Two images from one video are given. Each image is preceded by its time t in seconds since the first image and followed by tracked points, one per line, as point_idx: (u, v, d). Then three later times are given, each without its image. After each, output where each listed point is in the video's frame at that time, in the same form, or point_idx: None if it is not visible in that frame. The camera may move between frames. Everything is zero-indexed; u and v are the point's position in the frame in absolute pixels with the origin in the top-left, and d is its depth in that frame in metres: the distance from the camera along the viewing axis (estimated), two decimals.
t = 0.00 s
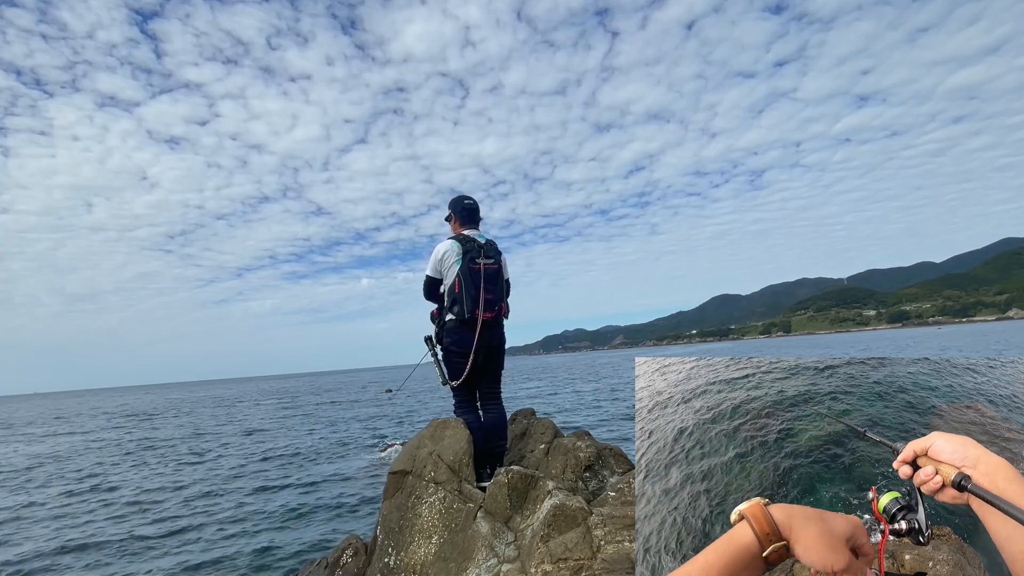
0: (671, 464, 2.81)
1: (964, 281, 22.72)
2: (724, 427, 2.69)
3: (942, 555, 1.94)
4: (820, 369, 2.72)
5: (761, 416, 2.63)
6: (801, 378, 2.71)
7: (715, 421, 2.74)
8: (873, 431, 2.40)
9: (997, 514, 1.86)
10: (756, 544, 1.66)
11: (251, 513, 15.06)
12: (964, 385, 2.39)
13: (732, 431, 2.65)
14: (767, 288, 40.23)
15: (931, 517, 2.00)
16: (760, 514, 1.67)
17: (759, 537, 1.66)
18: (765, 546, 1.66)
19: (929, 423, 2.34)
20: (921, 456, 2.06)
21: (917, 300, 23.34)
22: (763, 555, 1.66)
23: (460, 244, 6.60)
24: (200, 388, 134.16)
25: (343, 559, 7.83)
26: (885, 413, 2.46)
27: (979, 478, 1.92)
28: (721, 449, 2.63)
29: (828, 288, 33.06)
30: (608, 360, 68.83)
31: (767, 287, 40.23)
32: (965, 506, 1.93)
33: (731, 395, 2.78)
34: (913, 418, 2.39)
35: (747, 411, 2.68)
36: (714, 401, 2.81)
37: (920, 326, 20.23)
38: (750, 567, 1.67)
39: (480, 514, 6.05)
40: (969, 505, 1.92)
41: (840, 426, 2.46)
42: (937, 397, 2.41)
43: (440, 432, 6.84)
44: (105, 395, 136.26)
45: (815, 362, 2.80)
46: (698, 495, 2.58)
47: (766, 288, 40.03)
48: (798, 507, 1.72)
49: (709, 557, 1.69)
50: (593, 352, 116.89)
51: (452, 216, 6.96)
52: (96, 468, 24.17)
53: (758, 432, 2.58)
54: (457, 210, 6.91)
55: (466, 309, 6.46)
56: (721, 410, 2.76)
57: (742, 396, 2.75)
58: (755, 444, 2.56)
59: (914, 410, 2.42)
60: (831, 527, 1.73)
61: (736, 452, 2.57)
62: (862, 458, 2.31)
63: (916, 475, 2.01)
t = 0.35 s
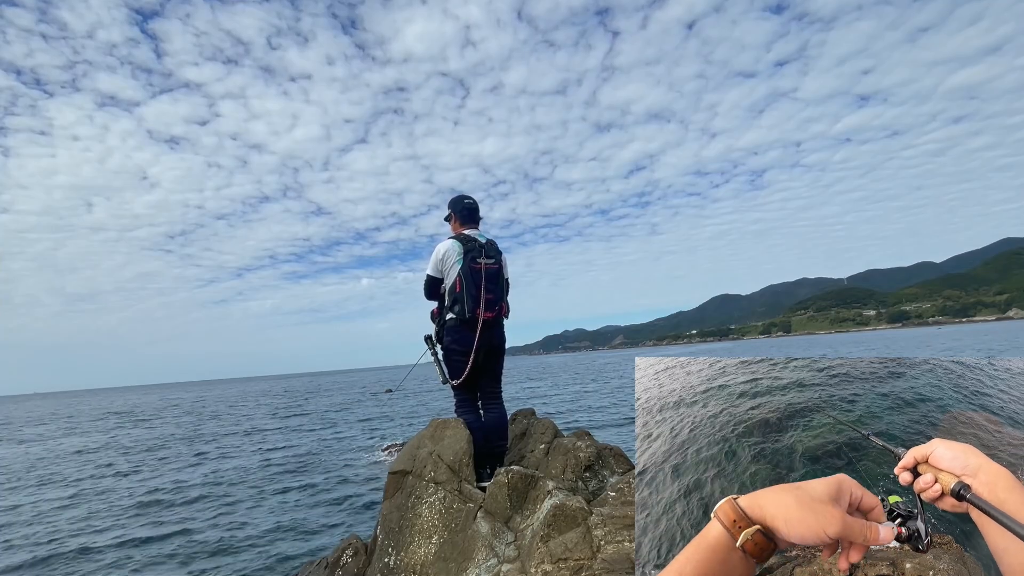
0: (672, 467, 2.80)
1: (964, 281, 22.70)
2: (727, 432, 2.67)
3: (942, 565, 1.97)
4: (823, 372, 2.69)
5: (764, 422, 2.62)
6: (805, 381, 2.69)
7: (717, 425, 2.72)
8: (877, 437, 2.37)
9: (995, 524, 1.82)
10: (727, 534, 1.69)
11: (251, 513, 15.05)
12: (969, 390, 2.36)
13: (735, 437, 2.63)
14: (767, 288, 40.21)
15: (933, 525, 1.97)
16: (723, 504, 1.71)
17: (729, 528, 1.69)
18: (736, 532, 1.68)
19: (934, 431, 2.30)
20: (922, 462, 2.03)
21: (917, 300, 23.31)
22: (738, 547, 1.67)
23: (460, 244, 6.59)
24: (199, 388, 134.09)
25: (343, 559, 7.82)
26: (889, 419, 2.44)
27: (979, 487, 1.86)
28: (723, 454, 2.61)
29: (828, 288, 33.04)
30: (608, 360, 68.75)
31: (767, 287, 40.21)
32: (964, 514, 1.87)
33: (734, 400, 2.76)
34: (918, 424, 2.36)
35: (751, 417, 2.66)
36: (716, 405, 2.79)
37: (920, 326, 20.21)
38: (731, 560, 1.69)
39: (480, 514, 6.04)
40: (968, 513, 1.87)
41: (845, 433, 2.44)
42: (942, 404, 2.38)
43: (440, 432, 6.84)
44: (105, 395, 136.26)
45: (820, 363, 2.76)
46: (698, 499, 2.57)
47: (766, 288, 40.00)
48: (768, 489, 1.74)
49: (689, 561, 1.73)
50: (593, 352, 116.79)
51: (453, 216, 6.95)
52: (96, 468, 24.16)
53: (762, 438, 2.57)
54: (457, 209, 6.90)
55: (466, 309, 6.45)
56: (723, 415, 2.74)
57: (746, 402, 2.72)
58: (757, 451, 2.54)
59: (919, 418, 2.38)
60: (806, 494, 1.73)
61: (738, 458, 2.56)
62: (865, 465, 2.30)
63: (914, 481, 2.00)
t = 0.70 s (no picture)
0: (675, 469, 2.80)
1: (964, 281, 22.69)
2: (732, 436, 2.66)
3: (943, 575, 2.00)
4: (830, 376, 2.67)
5: (770, 426, 2.60)
6: (811, 386, 2.67)
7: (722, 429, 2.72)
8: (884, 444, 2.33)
9: (1003, 534, 1.78)
10: (738, 541, 1.67)
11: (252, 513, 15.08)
12: (979, 397, 2.32)
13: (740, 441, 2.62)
14: (767, 288, 40.22)
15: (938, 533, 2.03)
16: (734, 513, 1.70)
17: (739, 533, 1.68)
18: (747, 538, 1.66)
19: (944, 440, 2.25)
20: (932, 470, 2.00)
21: (917, 300, 23.32)
22: (748, 553, 1.66)
23: (459, 244, 6.59)
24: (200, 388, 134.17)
25: (343, 559, 7.84)
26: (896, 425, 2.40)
27: (987, 495, 1.82)
28: (728, 458, 2.61)
29: (828, 288, 33.03)
30: (608, 360, 68.74)
31: (767, 287, 40.23)
32: (973, 521, 1.84)
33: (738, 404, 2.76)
34: (927, 433, 2.32)
35: (756, 421, 2.65)
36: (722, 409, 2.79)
37: (920, 326, 20.22)
38: (742, 565, 1.67)
39: (480, 514, 6.05)
40: (976, 520, 1.84)
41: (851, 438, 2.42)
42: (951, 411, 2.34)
43: (440, 432, 6.85)
44: (105, 395, 136.45)
45: (827, 367, 2.74)
46: (701, 501, 2.58)
47: (766, 288, 39.99)
48: (773, 491, 1.75)
49: (698, 566, 1.70)
50: (593, 352, 116.73)
51: (451, 214, 6.94)
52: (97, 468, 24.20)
53: (767, 443, 2.56)
54: (456, 208, 6.90)
55: (466, 309, 6.47)
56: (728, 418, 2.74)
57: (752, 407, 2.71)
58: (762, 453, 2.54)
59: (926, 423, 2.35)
60: (807, 487, 1.76)
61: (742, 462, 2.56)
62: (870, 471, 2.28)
63: (923, 488, 1.99)
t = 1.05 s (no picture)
0: (676, 471, 2.79)
1: (964, 281, 22.70)
2: (735, 441, 2.64)
3: None
4: (833, 381, 2.66)
5: (772, 432, 2.58)
6: (815, 390, 2.65)
7: (726, 434, 2.69)
8: (888, 453, 2.30)
9: (1008, 544, 1.77)
10: (760, 552, 1.63)
11: (252, 513, 15.06)
12: (982, 407, 2.30)
13: (743, 446, 2.60)
14: (767, 288, 40.22)
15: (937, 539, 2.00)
16: (755, 522, 1.67)
17: (760, 543, 1.64)
18: (769, 548, 1.63)
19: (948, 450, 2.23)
20: (935, 481, 1.98)
21: (917, 300, 23.32)
22: (770, 563, 1.62)
23: (456, 244, 6.56)
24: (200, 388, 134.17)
25: (343, 559, 7.83)
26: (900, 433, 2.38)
27: (990, 507, 1.80)
28: (730, 463, 2.59)
29: (828, 288, 33.03)
30: (608, 360, 68.75)
31: (767, 287, 40.23)
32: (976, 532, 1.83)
33: (741, 407, 2.73)
34: (930, 446, 2.28)
35: (760, 426, 2.63)
36: (723, 412, 2.76)
37: (920, 326, 20.22)
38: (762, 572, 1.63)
39: (480, 514, 6.04)
40: (978, 532, 1.83)
41: (856, 445, 2.40)
42: (954, 418, 2.32)
43: (440, 432, 6.85)
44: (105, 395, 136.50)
45: (831, 371, 2.72)
46: (703, 507, 2.57)
47: (766, 288, 39.99)
48: (789, 500, 1.73)
49: (717, 571, 1.65)
50: (593, 352, 116.67)
51: (444, 213, 6.89)
52: (97, 468, 24.18)
53: (769, 449, 2.54)
54: (449, 207, 6.85)
55: (467, 309, 6.46)
56: (731, 422, 2.71)
57: (754, 411, 2.69)
58: (766, 460, 2.52)
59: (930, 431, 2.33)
60: (819, 493, 1.75)
61: (746, 468, 2.53)
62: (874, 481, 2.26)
63: (926, 499, 1.96)
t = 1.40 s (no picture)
0: (678, 466, 2.80)
1: (964, 281, 22.71)
2: (736, 439, 2.64)
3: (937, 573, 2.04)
4: (842, 379, 2.63)
5: (775, 430, 2.58)
6: (821, 390, 2.62)
7: (725, 431, 2.69)
8: (902, 451, 2.27)
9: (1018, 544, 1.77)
10: (786, 555, 1.64)
11: (251, 513, 15.08)
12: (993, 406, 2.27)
13: (747, 444, 2.60)
14: (767, 288, 40.23)
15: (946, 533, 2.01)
16: (781, 525, 1.68)
17: (789, 548, 1.65)
18: (799, 555, 1.64)
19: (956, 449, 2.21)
20: (950, 476, 1.97)
21: (918, 300, 23.33)
22: (798, 567, 1.64)
23: (448, 244, 6.57)
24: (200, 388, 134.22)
25: (343, 559, 7.83)
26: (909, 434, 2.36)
27: (1005, 504, 1.80)
28: (730, 461, 2.61)
29: (828, 288, 33.04)
30: (608, 360, 68.77)
31: (767, 287, 40.24)
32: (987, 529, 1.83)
33: (742, 404, 2.72)
34: (937, 447, 2.26)
35: (761, 426, 2.62)
36: (724, 410, 2.75)
37: (920, 326, 20.23)
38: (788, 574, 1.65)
39: (480, 514, 6.04)
40: (991, 529, 1.83)
41: (860, 444, 2.40)
42: (966, 418, 2.30)
43: (440, 432, 6.85)
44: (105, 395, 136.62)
45: (838, 369, 2.68)
46: (703, 501, 2.61)
47: (766, 287, 40.02)
48: (814, 505, 1.75)
49: (743, 572, 1.65)
50: (593, 352, 116.60)
51: (434, 213, 6.89)
52: (97, 468, 24.20)
53: (772, 447, 2.55)
54: (439, 207, 6.84)
55: (466, 310, 6.46)
56: (731, 420, 2.70)
57: (756, 409, 2.68)
58: (771, 459, 2.52)
59: (940, 430, 2.31)
60: (841, 497, 1.77)
61: (747, 464, 2.56)
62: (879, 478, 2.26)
63: (941, 494, 1.95)
